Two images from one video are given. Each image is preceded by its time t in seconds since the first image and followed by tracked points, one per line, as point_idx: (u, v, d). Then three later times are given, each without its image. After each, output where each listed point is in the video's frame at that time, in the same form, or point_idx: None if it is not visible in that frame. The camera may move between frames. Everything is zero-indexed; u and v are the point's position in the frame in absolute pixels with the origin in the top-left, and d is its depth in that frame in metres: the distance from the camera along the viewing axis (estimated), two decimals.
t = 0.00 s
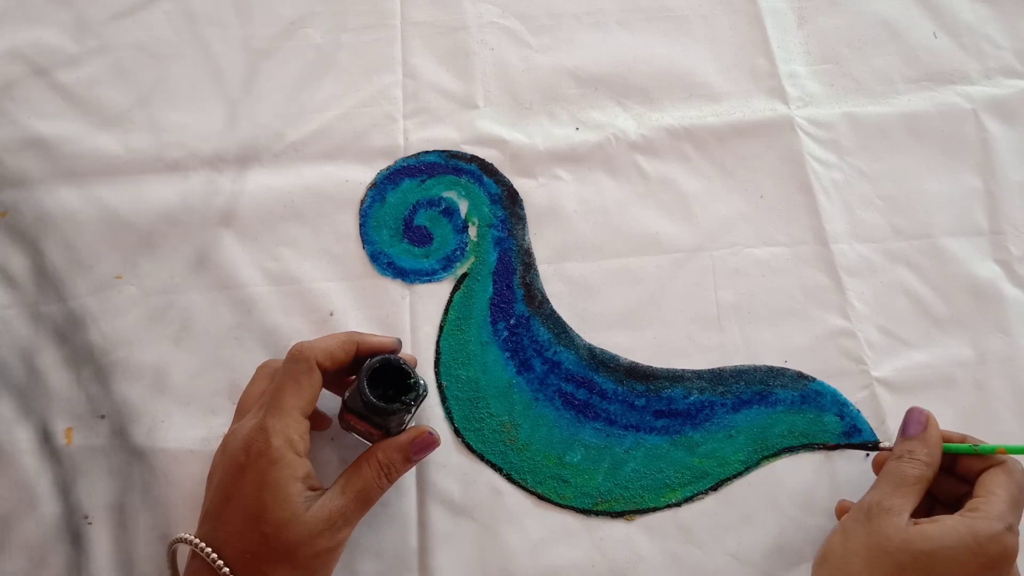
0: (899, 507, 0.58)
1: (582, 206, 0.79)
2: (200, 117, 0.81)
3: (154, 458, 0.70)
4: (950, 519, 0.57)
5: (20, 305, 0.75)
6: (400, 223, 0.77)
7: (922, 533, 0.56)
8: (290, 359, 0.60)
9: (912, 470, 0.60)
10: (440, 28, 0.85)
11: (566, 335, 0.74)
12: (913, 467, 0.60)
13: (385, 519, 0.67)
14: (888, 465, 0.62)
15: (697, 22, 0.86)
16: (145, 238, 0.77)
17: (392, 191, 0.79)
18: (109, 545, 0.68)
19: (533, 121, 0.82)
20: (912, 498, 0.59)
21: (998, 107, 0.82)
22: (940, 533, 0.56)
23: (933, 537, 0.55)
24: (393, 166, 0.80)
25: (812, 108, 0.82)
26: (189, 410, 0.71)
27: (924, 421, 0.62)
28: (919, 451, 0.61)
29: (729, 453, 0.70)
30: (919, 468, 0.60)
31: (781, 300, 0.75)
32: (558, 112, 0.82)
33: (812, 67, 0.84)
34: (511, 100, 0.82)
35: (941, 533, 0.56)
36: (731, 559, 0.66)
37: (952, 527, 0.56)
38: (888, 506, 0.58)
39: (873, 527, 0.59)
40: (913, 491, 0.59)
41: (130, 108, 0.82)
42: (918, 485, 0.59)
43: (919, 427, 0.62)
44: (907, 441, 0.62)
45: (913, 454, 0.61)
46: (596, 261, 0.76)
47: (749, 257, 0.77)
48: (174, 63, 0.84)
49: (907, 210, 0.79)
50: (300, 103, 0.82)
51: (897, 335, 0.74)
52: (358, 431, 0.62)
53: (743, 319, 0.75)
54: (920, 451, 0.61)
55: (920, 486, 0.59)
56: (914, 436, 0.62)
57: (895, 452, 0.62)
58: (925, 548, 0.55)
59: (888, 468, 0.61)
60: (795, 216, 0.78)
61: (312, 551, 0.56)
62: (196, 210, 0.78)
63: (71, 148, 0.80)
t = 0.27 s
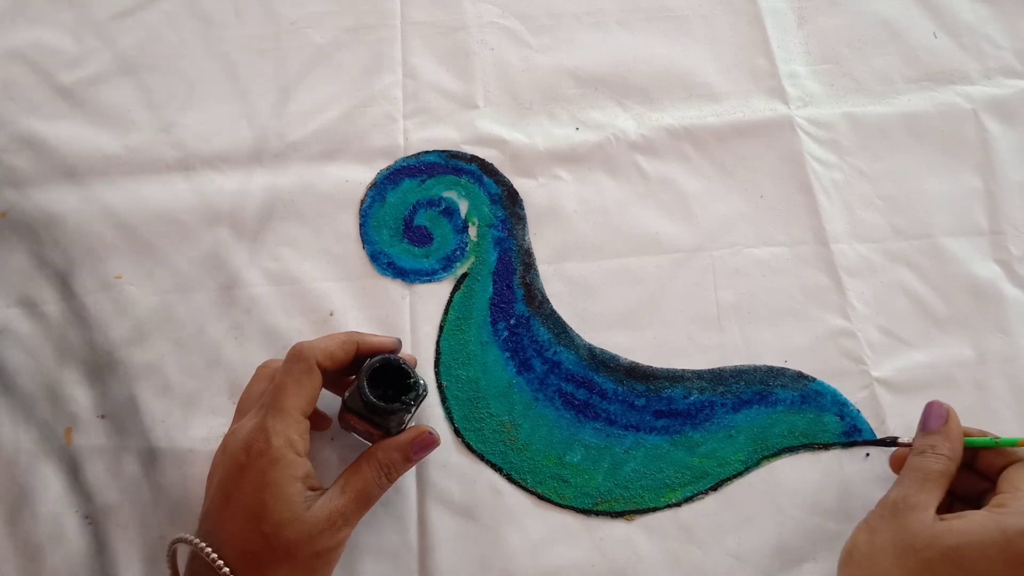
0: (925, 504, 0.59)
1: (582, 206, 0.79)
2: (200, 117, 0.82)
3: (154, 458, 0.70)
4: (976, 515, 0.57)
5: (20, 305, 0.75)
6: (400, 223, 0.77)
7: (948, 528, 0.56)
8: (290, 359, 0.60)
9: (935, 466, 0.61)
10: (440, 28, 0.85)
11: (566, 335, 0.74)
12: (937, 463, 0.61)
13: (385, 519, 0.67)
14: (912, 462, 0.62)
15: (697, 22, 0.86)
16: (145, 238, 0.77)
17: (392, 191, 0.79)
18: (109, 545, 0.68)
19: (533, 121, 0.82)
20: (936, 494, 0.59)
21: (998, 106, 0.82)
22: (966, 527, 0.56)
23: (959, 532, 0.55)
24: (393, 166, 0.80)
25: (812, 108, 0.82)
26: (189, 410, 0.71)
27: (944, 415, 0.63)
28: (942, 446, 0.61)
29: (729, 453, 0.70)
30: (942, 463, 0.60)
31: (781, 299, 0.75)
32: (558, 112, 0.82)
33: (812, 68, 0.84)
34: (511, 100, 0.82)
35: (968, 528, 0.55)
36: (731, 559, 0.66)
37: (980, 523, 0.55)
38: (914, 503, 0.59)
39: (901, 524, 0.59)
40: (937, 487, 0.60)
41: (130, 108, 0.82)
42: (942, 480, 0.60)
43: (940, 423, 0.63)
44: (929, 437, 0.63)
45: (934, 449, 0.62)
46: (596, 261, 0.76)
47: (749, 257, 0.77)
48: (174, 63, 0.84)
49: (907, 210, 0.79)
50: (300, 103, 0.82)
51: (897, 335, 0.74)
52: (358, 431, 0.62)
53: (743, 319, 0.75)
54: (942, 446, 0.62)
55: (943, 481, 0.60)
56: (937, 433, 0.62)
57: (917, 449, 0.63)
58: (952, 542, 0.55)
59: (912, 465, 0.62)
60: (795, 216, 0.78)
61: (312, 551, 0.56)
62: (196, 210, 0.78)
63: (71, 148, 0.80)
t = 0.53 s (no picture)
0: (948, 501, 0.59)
1: (582, 206, 0.79)
2: (200, 117, 0.82)
3: (155, 458, 0.70)
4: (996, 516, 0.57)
5: (20, 305, 0.75)
6: (400, 223, 0.78)
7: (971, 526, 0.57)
8: (290, 359, 0.60)
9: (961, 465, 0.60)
10: (440, 28, 0.85)
11: (566, 335, 0.74)
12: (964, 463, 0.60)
13: (385, 519, 0.67)
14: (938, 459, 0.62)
15: (697, 22, 0.86)
16: (145, 238, 0.77)
17: (392, 191, 0.79)
18: (110, 545, 0.68)
19: (533, 121, 0.82)
20: (960, 492, 0.59)
21: (998, 106, 0.82)
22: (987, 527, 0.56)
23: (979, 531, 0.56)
24: (393, 166, 0.80)
25: (812, 108, 0.82)
26: (189, 410, 0.71)
27: (973, 416, 0.62)
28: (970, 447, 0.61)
29: (729, 453, 0.70)
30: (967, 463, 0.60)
31: (781, 299, 0.75)
32: (558, 112, 0.82)
33: (812, 68, 0.84)
34: (511, 100, 0.82)
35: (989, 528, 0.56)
36: (731, 559, 0.66)
37: (1002, 525, 0.56)
38: (937, 500, 0.59)
39: (921, 517, 0.59)
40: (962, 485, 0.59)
41: (130, 108, 0.82)
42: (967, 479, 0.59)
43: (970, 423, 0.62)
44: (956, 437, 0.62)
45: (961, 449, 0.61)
46: (596, 261, 0.76)
47: (749, 257, 0.77)
48: (174, 63, 0.84)
49: (907, 211, 0.79)
50: (300, 103, 0.82)
51: (897, 335, 0.74)
52: (358, 431, 0.62)
53: (743, 319, 0.74)
54: (969, 446, 0.61)
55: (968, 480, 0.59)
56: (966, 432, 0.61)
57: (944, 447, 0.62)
58: (970, 540, 0.56)
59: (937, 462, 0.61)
60: (795, 216, 0.78)
61: (312, 551, 0.56)
62: (196, 210, 0.78)
63: (71, 148, 0.80)
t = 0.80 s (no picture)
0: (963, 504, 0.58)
1: (582, 206, 0.79)
2: (200, 118, 0.82)
3: (155, 458, 0.70)
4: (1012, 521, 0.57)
5: (20, 305, 0.75)
6: (400, 223, 0.78)
7: (905, 502, 0.57)
8: (291, 360, 0.60)
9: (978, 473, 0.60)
10: (440, 28, 0.85)
11: (566, 335, 0.74)
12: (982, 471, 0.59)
13: (385, 518, 0.67)
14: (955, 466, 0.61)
15: (697, 22, 0.86)
16: (145, 238, 0.77)
17: (392, 191, 0.79)
18: (111, 545, 0.68)
19: (533, 121, 0.82)
20: (895, 468, 0.60)
21: (998, 106, 0.82)
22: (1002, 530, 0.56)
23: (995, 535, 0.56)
24: (393, 166, 0.80)
25: (812, 108, 0.82)
26: (190, 410, 0.71)
27: (896, 388, 0.62)
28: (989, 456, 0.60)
29: (729, 453, 0.70)
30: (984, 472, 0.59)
31: (781, 299, 0.75)
32: (558, 112, 0.82)
33: (812, 67, 0.84)
34: (511, 100, 0.82)
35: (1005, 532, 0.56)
36: (730, 559, 0.66)
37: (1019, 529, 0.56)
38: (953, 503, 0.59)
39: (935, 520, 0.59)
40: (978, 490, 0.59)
41: (130, 108, 0.82)
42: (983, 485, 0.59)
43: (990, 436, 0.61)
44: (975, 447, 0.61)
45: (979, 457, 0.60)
46: (596, 261, 0.77)
47: (749, 257, 0.77)
48: (174, 64, 0.84)
49: (907, 211, 0.79)
50: (300, 103, 0.82)
51: (897, 335, 0.74)
52: (359, 431, 0.62)
53: (743, 319, 0.75)
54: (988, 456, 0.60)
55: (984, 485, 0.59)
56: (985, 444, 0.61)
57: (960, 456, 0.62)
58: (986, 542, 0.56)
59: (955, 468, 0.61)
60: (795, 216, 0.78)
61: (313, 551, 0.57)
62: (196, 210, 0.78)
63: (71, 148, 0.80)
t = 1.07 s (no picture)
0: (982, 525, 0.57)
1: (582, 206, 0.79)
2: (200, 118, 0.82)
3: (155, 458, 0.70)
4: None
5: (20, 305, 0.75)
6: (400, 223, 0.78)
7: (928, 527, 0.56)
8: (291, 360, 0.60)
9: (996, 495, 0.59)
10: (440, 28, 0.85)
11: (566, 335, 0.74)
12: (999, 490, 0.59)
13: (385, 519, 0.67)
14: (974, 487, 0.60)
15: (697, 22, 0.86)
16: (145, 238, 0.77)
17: (392, 191, 0.79)
18: (110, 545, 0.68)
19: (533, 121, 0.82)
20: (919, 492, 0.59)
21: (998, 106, 0.82)
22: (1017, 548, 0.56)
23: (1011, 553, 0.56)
24: (393, 166, 0.80)
25: (812, 108, 0.82)
26: (189, 410, 0.71)
27: (930, 414, 0.62)
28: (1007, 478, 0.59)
29: (729, 453, 0.70)
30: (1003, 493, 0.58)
31: (781, 299, 0.75)
32: (558, 112, 0.82)
33: (812, 68, 0.84)
34: (511, 100, 0.82)
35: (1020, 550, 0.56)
36: (731, 559, 0.66)
37: None
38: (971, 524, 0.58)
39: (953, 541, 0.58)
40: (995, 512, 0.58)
41: (130, 108, 0.82)
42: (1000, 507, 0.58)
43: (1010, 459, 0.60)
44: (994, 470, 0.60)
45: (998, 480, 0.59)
46: (596, 261, 0.76)
47: (749, 257, 0.77)
48: (174, 64, 0.84)
49: (907, 211, 0.79)
50: (300, 103, 0.82)
51: (897, 335, 0.74)
52: (359, 431, 0.62)
53: (743, 319, 0.74)
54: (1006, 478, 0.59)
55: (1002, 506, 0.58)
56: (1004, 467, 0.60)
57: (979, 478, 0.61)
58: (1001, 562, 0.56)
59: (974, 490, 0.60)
60: (796, 217, 0.78)
61: (313, 551, 0.56)
62: (196, 210, 0.78)
63: (71, 148, 0.80)
